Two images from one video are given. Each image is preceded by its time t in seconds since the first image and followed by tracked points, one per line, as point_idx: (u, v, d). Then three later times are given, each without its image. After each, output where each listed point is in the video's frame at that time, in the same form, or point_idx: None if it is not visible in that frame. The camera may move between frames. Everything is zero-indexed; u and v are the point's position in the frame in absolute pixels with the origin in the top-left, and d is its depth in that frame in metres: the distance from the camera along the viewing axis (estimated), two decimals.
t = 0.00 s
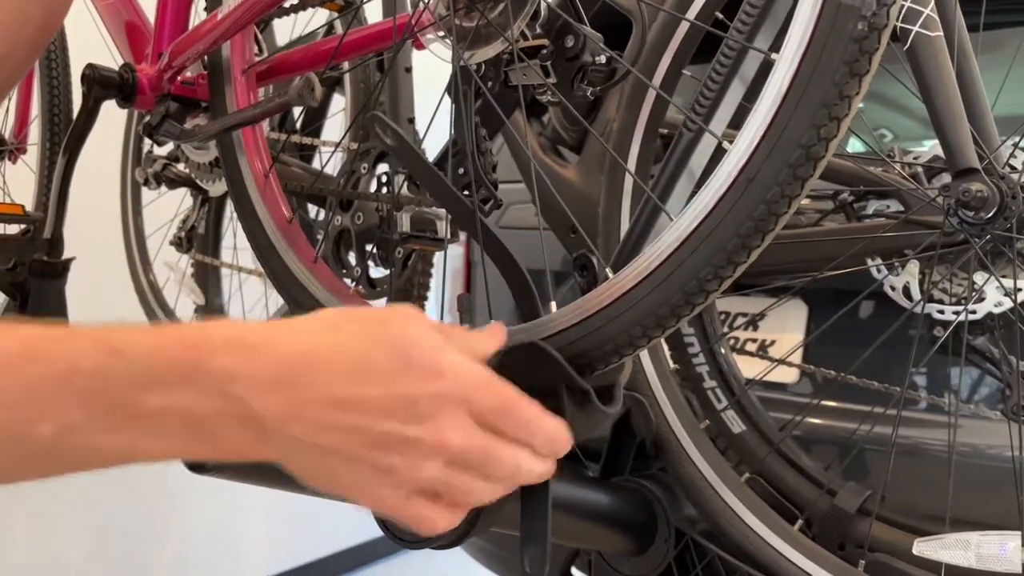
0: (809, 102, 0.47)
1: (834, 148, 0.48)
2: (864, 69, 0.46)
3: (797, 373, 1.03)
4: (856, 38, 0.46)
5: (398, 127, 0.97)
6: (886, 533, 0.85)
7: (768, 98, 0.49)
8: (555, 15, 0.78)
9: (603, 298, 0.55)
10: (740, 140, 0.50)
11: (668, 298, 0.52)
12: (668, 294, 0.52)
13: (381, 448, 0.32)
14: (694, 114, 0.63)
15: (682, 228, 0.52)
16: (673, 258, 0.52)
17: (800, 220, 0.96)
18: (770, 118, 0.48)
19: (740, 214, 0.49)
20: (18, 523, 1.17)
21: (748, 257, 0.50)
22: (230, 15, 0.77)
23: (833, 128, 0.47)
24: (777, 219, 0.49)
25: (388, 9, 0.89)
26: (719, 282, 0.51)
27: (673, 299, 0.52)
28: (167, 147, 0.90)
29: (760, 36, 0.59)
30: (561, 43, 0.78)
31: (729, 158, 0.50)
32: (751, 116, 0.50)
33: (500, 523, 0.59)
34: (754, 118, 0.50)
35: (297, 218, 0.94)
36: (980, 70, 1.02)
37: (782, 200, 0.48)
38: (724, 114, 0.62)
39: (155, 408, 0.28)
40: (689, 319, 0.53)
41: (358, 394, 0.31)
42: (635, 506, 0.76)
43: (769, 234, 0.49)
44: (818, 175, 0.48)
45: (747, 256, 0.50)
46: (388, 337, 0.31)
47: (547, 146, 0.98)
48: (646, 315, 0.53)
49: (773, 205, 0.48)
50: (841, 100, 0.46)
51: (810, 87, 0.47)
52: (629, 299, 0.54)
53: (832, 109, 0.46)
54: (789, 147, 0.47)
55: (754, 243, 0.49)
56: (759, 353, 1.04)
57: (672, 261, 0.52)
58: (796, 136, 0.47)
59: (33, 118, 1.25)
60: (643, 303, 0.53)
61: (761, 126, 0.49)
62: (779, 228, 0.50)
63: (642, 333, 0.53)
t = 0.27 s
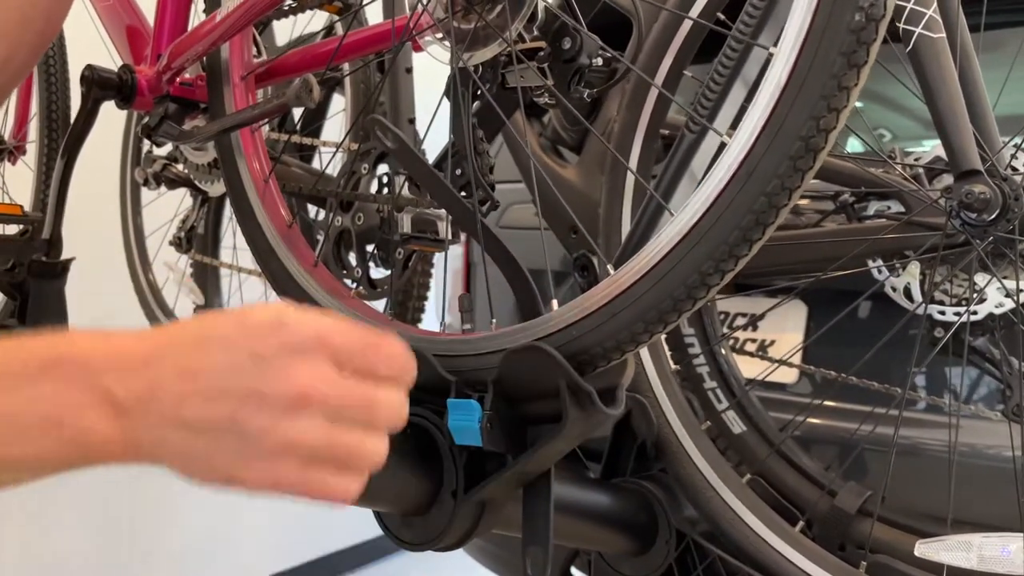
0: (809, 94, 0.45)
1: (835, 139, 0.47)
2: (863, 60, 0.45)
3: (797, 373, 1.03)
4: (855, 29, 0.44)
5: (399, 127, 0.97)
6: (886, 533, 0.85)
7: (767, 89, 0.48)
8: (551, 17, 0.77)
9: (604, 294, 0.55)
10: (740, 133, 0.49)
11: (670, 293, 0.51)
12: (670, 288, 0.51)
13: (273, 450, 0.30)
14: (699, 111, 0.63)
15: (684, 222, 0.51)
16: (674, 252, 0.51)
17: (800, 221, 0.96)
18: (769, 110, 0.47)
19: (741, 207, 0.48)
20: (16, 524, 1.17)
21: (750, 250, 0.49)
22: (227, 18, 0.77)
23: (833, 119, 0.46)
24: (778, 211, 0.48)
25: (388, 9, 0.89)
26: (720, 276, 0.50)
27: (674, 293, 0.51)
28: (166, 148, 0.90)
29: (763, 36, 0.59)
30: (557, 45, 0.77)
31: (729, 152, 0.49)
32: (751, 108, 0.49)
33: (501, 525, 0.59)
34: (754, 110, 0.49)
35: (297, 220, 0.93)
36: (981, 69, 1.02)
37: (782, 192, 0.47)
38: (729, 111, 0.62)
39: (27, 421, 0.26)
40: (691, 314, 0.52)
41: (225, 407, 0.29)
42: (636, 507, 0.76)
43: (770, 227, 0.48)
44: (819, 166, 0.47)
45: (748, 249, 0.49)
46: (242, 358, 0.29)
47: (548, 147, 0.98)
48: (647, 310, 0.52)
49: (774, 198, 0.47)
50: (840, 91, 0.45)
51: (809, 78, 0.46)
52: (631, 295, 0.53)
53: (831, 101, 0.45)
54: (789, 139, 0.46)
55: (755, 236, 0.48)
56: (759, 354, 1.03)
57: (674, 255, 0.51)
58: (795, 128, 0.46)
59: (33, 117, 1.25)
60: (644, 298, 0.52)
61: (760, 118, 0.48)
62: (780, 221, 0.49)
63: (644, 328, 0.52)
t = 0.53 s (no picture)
0: (816, 97, 0.45)
1: (842, 143, 0.47)
2: (870, 64, 0.45)
3: (796, 372, 1.03)
4: (863, 33, 0.44)
5: (400, 126, 0.97)
6: (887, 533, 0.85)
7: (774, 92, 0.48)
8: (556, 16, 0.77)
9: (608, 296, 0.54)
10: (746, 136, 0.49)
11: (674, 296, 0.50)
12: (674, 290, 0.51)
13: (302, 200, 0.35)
14: (701, 110, 0.63)
15: (688, 224, 0.51)
16: (679, 255, 0.51)
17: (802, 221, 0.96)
18: (776, 114, 0.47)
19: (747, 211, 0.48)
20: (16, 524, 1.17)
21: (755, 254, 0.49)
22: (231, 17, 0.77)
23: (840, 123, 0.46)
24: (784, 215, 0.48)
25: (389, 8, 0.89)
26: (725, 279, 0.50)
27: (678, 296, 0.51)
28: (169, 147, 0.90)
29: (766, 34, 0.59)
30: (563, 43, 0.78)
31: (734, 155, 0.49)
32: (757, 111, 0.49)
33: (503, 524, 0.59)
34: (760, 113, 0.48)
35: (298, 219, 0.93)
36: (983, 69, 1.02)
37: (788, 196, 0.47)
38: (731, 110, 0.62)
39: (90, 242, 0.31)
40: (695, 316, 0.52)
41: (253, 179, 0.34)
42: (637, 506, 0.76)
43: (776, 230, 0.48)
44: (825, 171, 0.47)
45: (753, 253, 0.49)
46: (236, 139, 0.34)
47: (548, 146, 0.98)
48: (651, 312, 0.52)
49: (780, 202, 0.47)
50: (848, 95, 0.45)
51: (817, 82, 0.45)
52: (635, 297, 0.52)
53: (838, 105, 0.45)
54: (796, 142, 0.46)
55: (760, 240, 0.48)
56: (759, 354, 1.04)
57: (678, 257, 0.51)
58: (802, 132, 0.46)
59: (33, 116, 1.25)
60: (648, 300, 0.52)
61: (767, 121, 0.48)
62: (785, 224, 0.48)
63: (647, 331, 0.52)
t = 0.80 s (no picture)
0: (818, 94, 0.45)
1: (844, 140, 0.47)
2: (872, 61, 0.45)
3: (797, 371, 1.04)
4: (864, 30, 0.44)
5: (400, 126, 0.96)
6: (888, 532, 0.85)
7: (776, 90, 0.48)
8: (556, 15, 0.77)
9: (609, 294, 0.54)
10: (747, 133, 0.49)
11: (677, 294, 0.50)
12: (677, 288, 0.50)
13: (379, 234, 0.39)
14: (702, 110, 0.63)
15: (690, 222, 0.51)
16: (681, 253, 0.51)
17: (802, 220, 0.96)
18: (777, 111, 0.47)
19: (749, 208, 0.48)
20: (14, 524, 1.17)
21: (757, 251, 0.48)
22: (229, 18, 0.77)
23: (842, 120, 0.45)
24: (786, 213, 0.48)
25: (389, 7, 0.89)
26: (727, 277, 0.50)
27: (681, 294, 0.50)
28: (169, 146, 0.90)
29: (767, 33, 0.59)
30: (563, 42, 0.78)
31: (736, 152, 0.49)
32: (758, 108, 0.49)
33: (505, 524, 0.59)
34: (761, 110, 0.48)
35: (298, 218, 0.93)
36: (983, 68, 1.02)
37: (790, 193, 0.47)
38: (732, 110, 0.62)
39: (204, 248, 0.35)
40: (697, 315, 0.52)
41: (338, 210, 0.37)
42: (639, 505, 0.76)
43: (778, 228, 0.48)
44: (827, 168, 0.47)
45: (755, 250, 0.49)
46: (332, 171, 0.37)
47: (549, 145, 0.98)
48: (654, 311, 0.52)
49: (782, 199, 0.47)
50: (849, 92, 0.45)
51: (819, 79, 0.45)
52: (637, 295, 0.52)
53: (839, 102, 0.45)
54: (797, 140, 0.46)
55: (762, 237, 0.48)
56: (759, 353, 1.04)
57: (680, 254, 0.51)
58: (804, 129, 0.46)
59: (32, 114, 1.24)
60: (651, 298, 0.52)
61: (769, 118, 0.48)
62: (787, 222, 0.48)
63: (650, 329, 0.52)
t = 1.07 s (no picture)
0: (817, 93, 0.45)
1: (843, 139, 0.47)
2: (871, 60, 0.44)
3: (796, 370, 1.04)
4: (864, 29, 0.44)
5: (399, 124, 0.96)
6: (887, 531, 0.85)
7: (775, 88, 0.48)
8: (554, 13, 0.77)
9: (609, 293, 0.54)
10: (746, 132, 0.49)
11: (676, 292, 0.50)
12: (676, 287, 0.50)
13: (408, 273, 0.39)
14: (701, 108, 0.63)
15: (689, 220, 0.51)
16: (680, 252, 0.51)
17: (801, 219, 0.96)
18: (776, 110, 0.47)
19: (748, 207, 0.48)
20: (13, 523, 1.17)
21: (757, 250, 0.48)
22: (228, 17, 0.77)
23: (841, 119, 0.45)
24: (785, 211, 0.48)
25: (389, 6, 0.89)
26: (726, 276, 0.50)
27: (680, 293, 0.50)
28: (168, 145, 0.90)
29: (767, 32, 0.59)
30: (562, 40, 0.77)
31: (735, 151, 0.49)
32: (758, 106, 0.49)
33: (504, 523, 0.59)
34: (760, 109, 0.48)
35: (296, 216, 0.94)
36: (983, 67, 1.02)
37: (789, 192, 0.47)
38: (731, 109, 0.62)
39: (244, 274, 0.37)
40: (697, 314, 0.52)
41: (374, 250, 0.39)
42: (638, 504, 0.76)
43: (777, 226, 0.48)
44: (826, 167, 0.47)
45: (754, 249, 0.49)
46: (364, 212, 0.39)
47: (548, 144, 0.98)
48: (653, 309, 0.52)
49: (782, 198, 0.47)
50: (848, 91, 0.45)
51: (818, 79, 0.45)
52: (636, 294, 0.52)
53: (839, 101, 0.45)
54: (797, 139, 0.46)
55: (761, 236, 0.48)
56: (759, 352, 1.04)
57: (680, 253, 0.51)
58: (803, 128, 0.46)
59: (30, 113, 1.24)
60: (650, 297, 0.52)
61: (768, 117, 0.48)
62: (786, 221, 0.48)
63: (649, 328, 0.52)
